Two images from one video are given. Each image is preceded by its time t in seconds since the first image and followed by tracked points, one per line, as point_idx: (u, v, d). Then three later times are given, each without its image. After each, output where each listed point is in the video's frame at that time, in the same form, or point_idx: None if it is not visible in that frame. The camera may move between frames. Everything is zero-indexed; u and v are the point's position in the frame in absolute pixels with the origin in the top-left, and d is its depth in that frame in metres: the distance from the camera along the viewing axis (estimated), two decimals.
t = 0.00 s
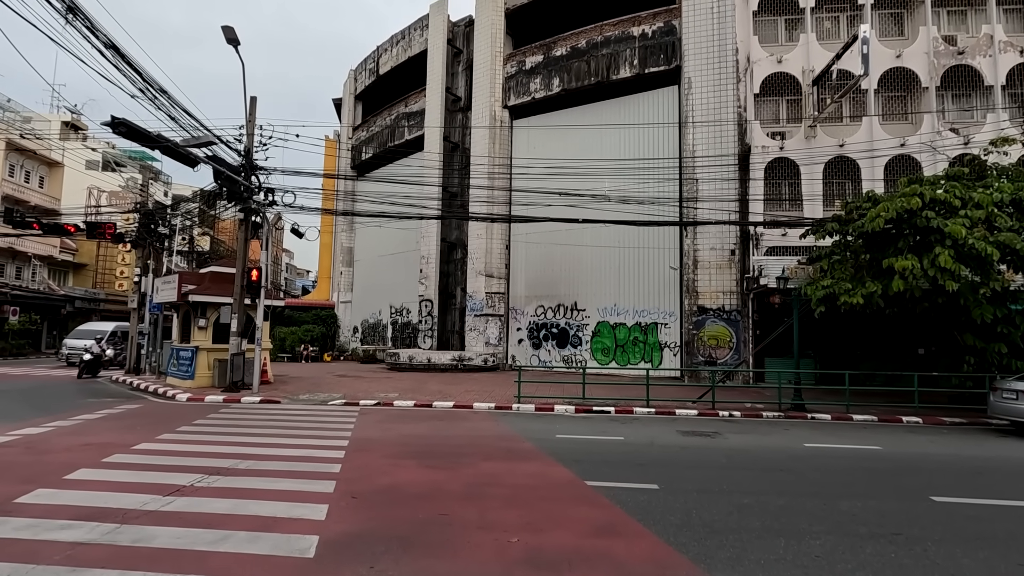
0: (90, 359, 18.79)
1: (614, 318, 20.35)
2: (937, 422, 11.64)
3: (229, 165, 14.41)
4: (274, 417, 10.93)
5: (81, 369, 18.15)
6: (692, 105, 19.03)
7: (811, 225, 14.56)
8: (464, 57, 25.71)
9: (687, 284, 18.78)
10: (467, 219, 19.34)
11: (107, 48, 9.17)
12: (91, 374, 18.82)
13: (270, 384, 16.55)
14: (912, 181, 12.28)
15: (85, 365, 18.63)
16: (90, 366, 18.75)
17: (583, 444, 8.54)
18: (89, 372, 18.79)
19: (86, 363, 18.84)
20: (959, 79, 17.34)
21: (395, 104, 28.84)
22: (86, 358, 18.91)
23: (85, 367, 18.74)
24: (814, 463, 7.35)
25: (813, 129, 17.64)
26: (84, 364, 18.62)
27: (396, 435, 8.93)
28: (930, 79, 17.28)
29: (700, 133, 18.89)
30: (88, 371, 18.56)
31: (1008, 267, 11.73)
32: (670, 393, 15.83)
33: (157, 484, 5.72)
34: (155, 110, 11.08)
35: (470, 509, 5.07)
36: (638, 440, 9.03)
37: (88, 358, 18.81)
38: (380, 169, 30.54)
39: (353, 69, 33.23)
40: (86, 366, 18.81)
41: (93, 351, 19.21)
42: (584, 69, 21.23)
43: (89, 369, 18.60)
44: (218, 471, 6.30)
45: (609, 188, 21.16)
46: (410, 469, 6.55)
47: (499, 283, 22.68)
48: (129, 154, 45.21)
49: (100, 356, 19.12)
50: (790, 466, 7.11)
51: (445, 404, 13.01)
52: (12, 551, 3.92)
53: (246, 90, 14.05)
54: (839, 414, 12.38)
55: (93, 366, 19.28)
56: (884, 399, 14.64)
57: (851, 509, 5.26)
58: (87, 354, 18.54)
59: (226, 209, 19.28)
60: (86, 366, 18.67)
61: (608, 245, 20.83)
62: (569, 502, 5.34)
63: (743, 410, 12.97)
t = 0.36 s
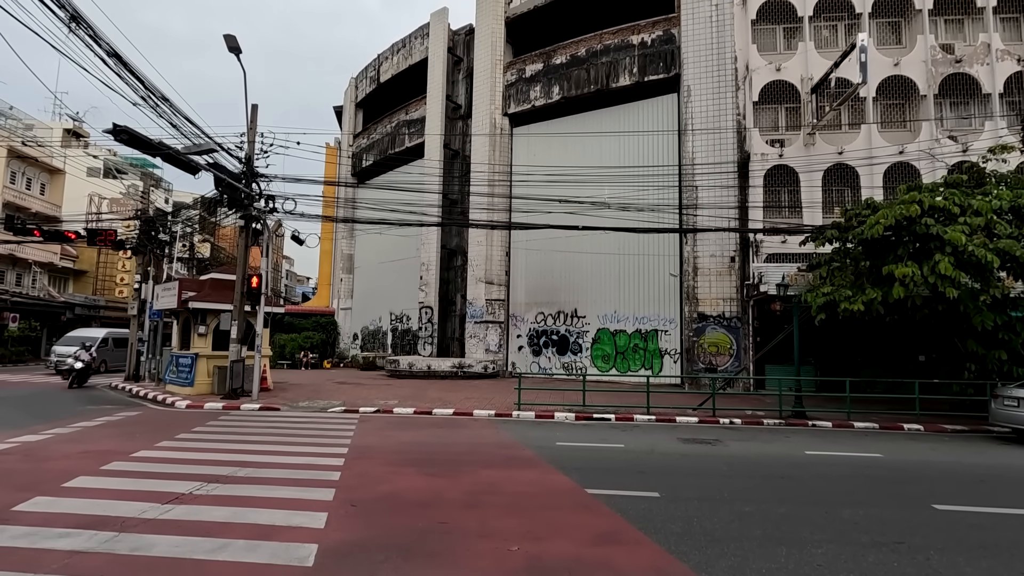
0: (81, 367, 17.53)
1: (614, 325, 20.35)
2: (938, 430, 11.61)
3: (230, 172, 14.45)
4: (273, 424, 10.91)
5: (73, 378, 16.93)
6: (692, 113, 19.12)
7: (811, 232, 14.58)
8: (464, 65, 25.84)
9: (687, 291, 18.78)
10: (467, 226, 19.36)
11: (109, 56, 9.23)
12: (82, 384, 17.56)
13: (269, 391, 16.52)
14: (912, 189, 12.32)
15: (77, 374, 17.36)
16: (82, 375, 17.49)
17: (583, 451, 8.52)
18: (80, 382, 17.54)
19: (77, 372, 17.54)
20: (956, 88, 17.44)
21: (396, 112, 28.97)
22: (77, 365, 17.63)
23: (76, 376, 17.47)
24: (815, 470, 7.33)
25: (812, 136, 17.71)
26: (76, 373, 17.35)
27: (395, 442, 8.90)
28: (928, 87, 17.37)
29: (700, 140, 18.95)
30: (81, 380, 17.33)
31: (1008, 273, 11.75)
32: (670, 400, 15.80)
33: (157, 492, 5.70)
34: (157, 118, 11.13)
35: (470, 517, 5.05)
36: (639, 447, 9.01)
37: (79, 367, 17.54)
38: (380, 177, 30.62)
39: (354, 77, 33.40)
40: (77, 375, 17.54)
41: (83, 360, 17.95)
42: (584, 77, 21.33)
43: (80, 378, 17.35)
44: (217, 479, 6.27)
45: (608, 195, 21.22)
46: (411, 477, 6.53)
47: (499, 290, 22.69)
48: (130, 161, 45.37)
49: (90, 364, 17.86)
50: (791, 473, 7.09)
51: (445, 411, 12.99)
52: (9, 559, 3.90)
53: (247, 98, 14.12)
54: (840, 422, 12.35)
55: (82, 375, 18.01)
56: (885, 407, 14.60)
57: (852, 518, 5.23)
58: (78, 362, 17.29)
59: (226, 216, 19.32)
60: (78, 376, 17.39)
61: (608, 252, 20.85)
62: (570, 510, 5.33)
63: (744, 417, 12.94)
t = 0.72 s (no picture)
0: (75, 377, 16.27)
1: (614, 332, 20.34)
2: (940, 438, 11.57)
3: (231, 180, 14.49)
4: (273, 432, 10.87)
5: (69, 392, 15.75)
6: (691, 121, 19.21)
7: (811, 240, 14.59)
8: (464, 73, 25.96)
9: (687, 298, 18.78)
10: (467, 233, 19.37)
11: (112, 65, 9.28)
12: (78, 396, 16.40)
13: (269, 399, 16.49)
14: (911, 196, 12.34)
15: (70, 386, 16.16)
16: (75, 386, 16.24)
17: (583, 459, 8.49)
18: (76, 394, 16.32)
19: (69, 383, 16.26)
20: (954, 96, 17.54)
21: (396, 120, 29.09)
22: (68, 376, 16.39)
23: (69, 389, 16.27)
24: (816, 479, 7.31)
25: (811, 144, 17.76)
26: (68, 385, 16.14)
27: (395, 450, 8.87)
28: (925, 95, 17.48)
29: (699, 148, 19.02)
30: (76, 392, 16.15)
31: (1007, 281, 11.76)
32: (670, 408, 15.77)
33: (155, 500, 5.67)
34: (159, 126, 11.18)
35: (470, 525, 5.03)
36: (639, 455, 8.98)
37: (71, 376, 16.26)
38: (380, 184, 30.71)
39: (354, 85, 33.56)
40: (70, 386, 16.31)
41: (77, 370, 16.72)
42: (583, 86, 21.44)
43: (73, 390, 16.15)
44: (216, 487, 6.25)
45: (608, 203, 21.27)
46: (410, 485, 6.51)
47: (499, 298, 22.69)
48: (131, 169, 45.55)
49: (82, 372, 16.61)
50: (792, 482, 7.06)
51: (445, 419, 12.95)
52: (6, 568, 3.88)
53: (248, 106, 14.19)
54: (841, 430, 12.30)
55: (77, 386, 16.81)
56: (886, 414, 14.56)
57: (854, 526, 5.21)
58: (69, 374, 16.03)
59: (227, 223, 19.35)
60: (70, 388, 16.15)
61: (608, 260, 20.88)
62: (570, 518, 5.31)
63: (745, 425, 12.90)
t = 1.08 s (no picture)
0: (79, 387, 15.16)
1: (614, 339, 20.32)
2: (941, 445, 11.53)
3: (232, 187, 14.53)
4: (272, 440, 10.84)
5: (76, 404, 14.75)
6: (690, 129, 19.28)
7: (810, 247, 14.60)
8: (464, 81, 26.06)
9: (687, 305, 18.78)
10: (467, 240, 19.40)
11: (114, 73, 9.33)
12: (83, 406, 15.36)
13: (268, 406, 16.45)
14: (909, 204, 12.37)
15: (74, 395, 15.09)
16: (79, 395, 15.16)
17: (583, 467, 8.46)
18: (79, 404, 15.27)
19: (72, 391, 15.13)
20: (952, 104, 17.63)
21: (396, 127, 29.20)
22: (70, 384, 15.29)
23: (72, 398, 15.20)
24: (818, 486, 7.28)
25: (810, 151, 17.83)
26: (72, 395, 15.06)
27: (395, 458, 8.84)
28: (923, 103, 17.58)
29: (698, 156, 19.07)
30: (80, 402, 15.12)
31: (1007, 288, 11.76)
32: (671, 415, 15.72)
33: (154, 508, 5.65)
34: (160, 133, 11.23)
35: (470, 534, 5.01)
36: (640, 462, 8.94)
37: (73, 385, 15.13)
38: (381, 191, 30.79)
39: (355, 93, 33.72)
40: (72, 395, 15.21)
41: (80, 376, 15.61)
42: (583, 94, 21.53)
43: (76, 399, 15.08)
44: (215, 495, 6.23)
45: (608, 210, 21.31)
46: (410, 493, 6.48)
47: (499, 304, 22.69)
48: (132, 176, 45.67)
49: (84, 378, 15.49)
50: (793, 489, 7.04)
51: (444, 426, 12.91)
52: None
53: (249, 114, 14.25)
54: (842, 437, 12.27)
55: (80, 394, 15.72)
56: (887, 422, 14.52)
57: (855, 535, 5.19)
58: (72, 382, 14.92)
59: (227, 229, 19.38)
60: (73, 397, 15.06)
61: (608, 266, 20.89)
62: (571, 527, 5.28)
63: (745, 432, 12.86)
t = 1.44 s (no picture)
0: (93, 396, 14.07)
1: (614, 347, 20.30)
2: (943, 453, 11.49)
3: (233, 195, 14.57)
4: (272, 448, 10.81)
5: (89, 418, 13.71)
6: (690, 137, 19.35)
7: (810, 254, 14.62)
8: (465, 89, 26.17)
9: (687, 312, 18.77)
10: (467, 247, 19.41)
11: (117, 82, 9.38)
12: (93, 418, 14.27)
13: (268, 414, 16.42)
14: (908, 211, 12.40)
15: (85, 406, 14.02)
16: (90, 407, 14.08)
17: (583, 475, 8.43)
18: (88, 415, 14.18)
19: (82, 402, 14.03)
20: (950, 112, 17.72)
21: (397, 135, 29.32)
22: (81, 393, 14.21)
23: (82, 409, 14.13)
24: (819, 495, 7.24)
25: (809, 159, 17.89)
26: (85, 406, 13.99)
27: (395, 466, 8.81)
28: (921, 111, 17.67)
29: (698, 164, 19.12)
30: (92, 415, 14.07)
31: (1007, 295, 11.76)
32: (671, 423, 15.70)
33: (153, 517, 5.63)
34: (162, 141, 11.28)
35: (469, 543, 4.98)
36: (640, 471, 8.92)
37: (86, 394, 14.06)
38: (381, 199, 30.88)
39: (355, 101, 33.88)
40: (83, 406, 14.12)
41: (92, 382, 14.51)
42: (583, 102, 21.62)
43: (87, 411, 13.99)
44: (214, 503, 6.21)
45: (608, 218, 21.36)
46: (409, 502, 6.46)
47: (500, 312, 22.69)
48: (133, 184, 45.83)
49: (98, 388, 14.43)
50: (794, 498, 7.01)
51: (444, 434, 12.88)
52: None
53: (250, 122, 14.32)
54: (843, 445, 12.23)
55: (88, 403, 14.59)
56: (888, 430, 14.47)
57: (857, 544, 5.16)
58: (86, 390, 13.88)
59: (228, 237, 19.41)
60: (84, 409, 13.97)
61: (609, 274, 20.90)
62: (571, 535, 5.26)
63: (746, 440, 12.82)
